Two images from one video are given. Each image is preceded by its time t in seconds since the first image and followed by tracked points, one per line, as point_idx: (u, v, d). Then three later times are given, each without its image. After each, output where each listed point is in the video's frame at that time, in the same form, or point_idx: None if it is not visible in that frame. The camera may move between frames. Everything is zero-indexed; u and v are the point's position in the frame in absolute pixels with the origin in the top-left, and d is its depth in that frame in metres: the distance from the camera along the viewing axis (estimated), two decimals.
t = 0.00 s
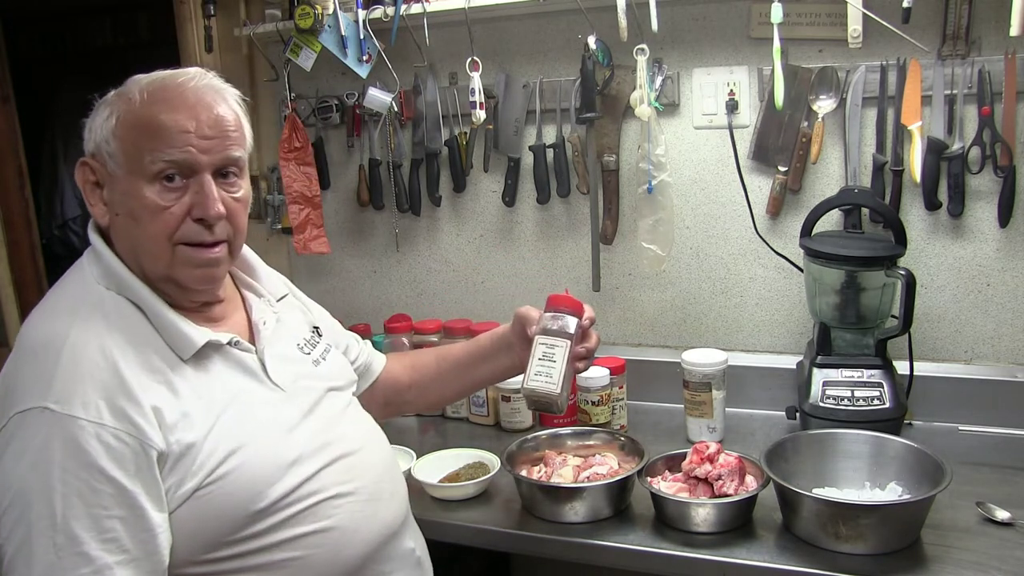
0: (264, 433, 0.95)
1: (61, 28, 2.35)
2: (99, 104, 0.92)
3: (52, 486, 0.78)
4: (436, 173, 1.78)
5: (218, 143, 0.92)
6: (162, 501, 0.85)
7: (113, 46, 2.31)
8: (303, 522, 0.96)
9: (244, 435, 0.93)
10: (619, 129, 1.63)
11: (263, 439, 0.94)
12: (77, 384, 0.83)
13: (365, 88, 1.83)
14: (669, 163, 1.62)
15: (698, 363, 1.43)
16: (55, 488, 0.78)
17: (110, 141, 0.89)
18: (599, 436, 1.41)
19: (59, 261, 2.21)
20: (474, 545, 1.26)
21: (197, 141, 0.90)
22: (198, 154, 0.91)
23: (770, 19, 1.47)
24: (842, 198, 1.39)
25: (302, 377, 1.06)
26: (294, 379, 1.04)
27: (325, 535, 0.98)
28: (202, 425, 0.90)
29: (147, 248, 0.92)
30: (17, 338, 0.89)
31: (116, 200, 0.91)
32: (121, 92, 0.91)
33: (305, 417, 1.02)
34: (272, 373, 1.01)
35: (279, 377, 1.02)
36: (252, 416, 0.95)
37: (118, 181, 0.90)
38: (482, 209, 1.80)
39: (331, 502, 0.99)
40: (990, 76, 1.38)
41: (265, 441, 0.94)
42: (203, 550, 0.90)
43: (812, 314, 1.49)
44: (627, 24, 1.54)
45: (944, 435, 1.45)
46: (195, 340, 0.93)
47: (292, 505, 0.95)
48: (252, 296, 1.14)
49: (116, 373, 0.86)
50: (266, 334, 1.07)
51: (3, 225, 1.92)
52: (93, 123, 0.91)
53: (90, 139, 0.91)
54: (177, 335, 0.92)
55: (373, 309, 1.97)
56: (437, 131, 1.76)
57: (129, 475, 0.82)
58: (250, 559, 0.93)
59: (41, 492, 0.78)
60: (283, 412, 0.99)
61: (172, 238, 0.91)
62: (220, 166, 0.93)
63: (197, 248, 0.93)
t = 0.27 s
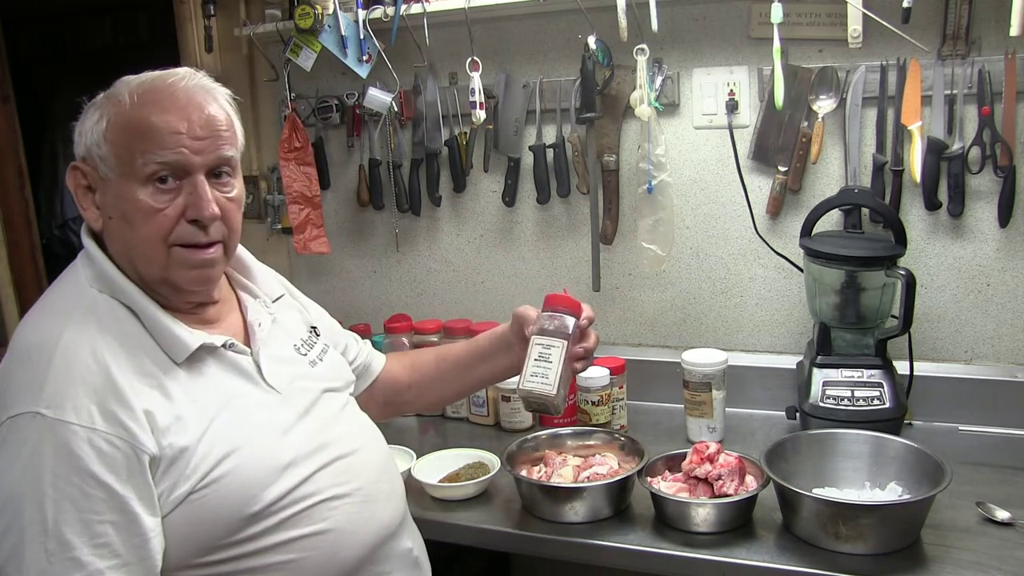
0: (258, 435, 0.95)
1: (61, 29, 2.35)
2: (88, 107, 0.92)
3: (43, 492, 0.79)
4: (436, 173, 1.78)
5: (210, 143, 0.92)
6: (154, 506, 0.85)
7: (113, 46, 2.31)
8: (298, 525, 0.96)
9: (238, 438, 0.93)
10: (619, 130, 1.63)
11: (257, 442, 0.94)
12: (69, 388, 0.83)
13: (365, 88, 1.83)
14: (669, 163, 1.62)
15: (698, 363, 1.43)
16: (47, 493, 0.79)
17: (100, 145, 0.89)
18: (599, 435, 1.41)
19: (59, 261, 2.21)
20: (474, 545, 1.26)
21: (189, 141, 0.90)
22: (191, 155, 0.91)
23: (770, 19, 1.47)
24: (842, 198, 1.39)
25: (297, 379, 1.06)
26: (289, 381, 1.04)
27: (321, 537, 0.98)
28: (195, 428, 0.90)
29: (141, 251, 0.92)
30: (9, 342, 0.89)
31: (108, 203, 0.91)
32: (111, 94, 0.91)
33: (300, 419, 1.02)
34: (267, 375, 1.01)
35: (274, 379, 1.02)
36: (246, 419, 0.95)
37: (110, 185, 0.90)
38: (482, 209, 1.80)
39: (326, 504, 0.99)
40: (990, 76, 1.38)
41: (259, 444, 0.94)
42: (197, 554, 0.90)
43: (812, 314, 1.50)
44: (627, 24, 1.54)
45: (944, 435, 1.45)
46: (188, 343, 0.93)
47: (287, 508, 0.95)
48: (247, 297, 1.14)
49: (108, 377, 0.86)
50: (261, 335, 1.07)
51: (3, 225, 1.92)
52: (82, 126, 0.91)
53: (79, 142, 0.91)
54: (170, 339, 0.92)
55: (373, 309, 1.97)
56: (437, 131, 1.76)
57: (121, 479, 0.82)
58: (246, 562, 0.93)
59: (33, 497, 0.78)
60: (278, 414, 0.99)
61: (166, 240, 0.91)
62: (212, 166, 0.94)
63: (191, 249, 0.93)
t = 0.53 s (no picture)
0: (253, 438, 0.95)
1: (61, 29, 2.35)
2: (83, 110, 0.92)
3: (37, 497, 0.79)
4: (436, 173, 1.78)
5: (205, 147, 0.92)
6: (149, 510, 0.85)
7: (113, 46, 2.31)
8: (294, 526, 0.96)
9: (233, 440, 0.93)
10: (619, 130, 1.63)
11: (252, 445, 0.94)
12: (62, 393, 0.83)
13: (365, 88, 1.83)
14: (669, 163, 1.62)
15: (698, 363, 1.43)
16: (41, 498, 0.79)
17: (95, 148, 0.89)
18: (599, 435, 1.41)
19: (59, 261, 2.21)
20: (474, 545, 1.26)
21: (184, 146, 0.90)
22: (186, 160, 0.91)
23: (770, 19, 1.47)
24: (842, 198, 1.39)
25: (292, 381, 1.06)
26: (284, 383, 1.04)
27: (317, 538, 0.98)
28: (190, 432, 0.90)
29: (136, 256, 0.92)
30: (3, 346, 0.89)
31: (102, 207, 0.90)
32: (105, 98, 0.90)
33: (296, 421, 1.02)
34: (262, 378, 1.01)
35: (269, 381, 1.02)
36: (240, 422, 0.95)
37: (105, 189, 0.90)
38: (482, 209, 1.80)
39: (322, 504, 0.99)
40: (990, 76, 1.38)
41: (254, 447, 0.94)
42: (193, 557, 0.90)
43: (812, 314, 1.49)
44: (627, 24, 1.54)
45: (944, 435, 1.45)
46: (182, 347, 0.92)
47: (282, 510, 0.95)
48: (243, 298, 1.14)
49: (102, 381, 0.86)
50: (257, 337, 1.07)
51: (3, 225, 1.92)
52: (77, 129, 0.91)
53: (73, 145, 0.91)
54: (164, 342, 0.92)
55: (373, 309, 1.97)
56: (437, 131, 1.76)
57: (115, 484, 0.83)
58: (244, 564, 0.94)
59: (27, 501, 0.79)
60: (273, 417, 0.99)
61: (161, 245, 0.91)
62: (208, 170, 0.94)
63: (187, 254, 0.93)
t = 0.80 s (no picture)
0: (252, 439, 0.95)
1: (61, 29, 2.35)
2: (83, 111, 0.92)
3: (35, 497, 0.79)
4: (436, 173, 1.78)
5: (205, 148, 0.92)
6: (148, 510, 0.85)
7: (113, 46, 2.31)
8: (293, 527, 0.96)
9: (232, 441, 0.93)
10: (619, 129, 1.63)
11: (251, 445, 0.94)
12: (60, 394, 0.83)
13: (365, 88, 1.83)
14: (669, 163, 1.62)
15: (698, 363, 1.43)
16: (39, 499, 0.79)
17: (95, 149, 0.89)
18: (599, 435, 1.41)
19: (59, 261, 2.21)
20: (474, 545, 1.26)
21: (184, 147, 0.90)
22: (186, 161, 0.91)
23: (770, 19, 1.47)
24: (842, 198, 1.39)
25: (291, 381, 1.06)
26: (282, 383, 1.04)
27: (316, 538, 0.98)
28: (188, 432, 0.90)
29: (136, 257, 0.92)
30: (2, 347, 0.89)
31: (102, 208, 0.90)
32: (105, 98, 0.90)
33: (294, 421, 1.02)
34: (261, 378, 1.01)
35: (267, 382, 1.02)
36: (239, 423, 0.95)
37: (105, 190, 0.90)
38: (482, 209, 1.80)
39: (320, 505, 0.99)
40: (990, 76, 1.38)
41: (252, 448, 0.94)
42: (192, 558, 0.90)
43: (812, 314, 1.49)
44: (627, 24, 1.55)
45: (944, 435, 1.45)
46: (180, 348, 0.92)
47: (281, 511, 0.95)
48: (243, 299, 1.14)
49: (100, 382, 0.86)
50: (256, 337, 1.07)
51: (3, 225, 1.92)
52: (77, 130, 0.91)
53: (73, 146, 0.91)
54: (162, 344, 0.92)
55: (373, 309, 1.97)
56: (437, 131, 1.76)
57: (114, 485, 0.83)
58: (243, 564, 0.93)
59: (25, 503, 0.79)
60: (271, 417, 0.99)
61: (161, 246, 0.91)
62: (208, 171, 0.94)
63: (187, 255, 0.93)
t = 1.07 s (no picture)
0: (252, 439, 0.95)
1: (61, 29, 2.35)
2: (85, 110, 0.92)
3: (35, 498, 0.79)
4: (436, 172, 1.78)
5: (206, 149, 0.92)
6: (148, 511, 0.85)
7: (114, 46, 2.31)
8: (293, 527, 0.96)
9: (232, 442, 0.93)
10: (619, 130, 1.63)
11: (251, 446, 0.94)
12: (61, 394, 0.83)
13: (365, 88, 1.83)
14: (669, 163, 1.62)
15: (698, 363, 1.43)
16: (39, 499, 0.79)
17: (96, 150, 0.89)
18: (599, 435, 1.41)
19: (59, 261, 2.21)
20: (474, 545, 1.26)
21: (186, 148, 0.90)
22: (188, 162, 0.91)
23: (770, 19, 1.47)
24: (842, 197, 1.39)
25: (291, 382, 1.06)
26: (283, 383, 1.04)
27: (316, 539, 0.98)
28: (188, 432, 0.90)
29: (137, 258, 0.92)
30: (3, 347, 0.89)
31: (103, 209, 0.90)
32: (108, 98, 0.90)
33: (294, 422, 1.01)
34: (261, 379, 1.01)
35: (267, 382, 1.02)
36: (239, 423, 0.95)
37: (106, 190, 0.90)
38: (482, 209, 1.80)
39: (320, 505, 0.99)
40: (990, 76, 1.38)
41: (252, 449, 0.94)
42: (192, 559, 0.90)
43: (812, 314, 1.49)
44: (627, 24, 1.55)
45: (944, 435, 1.45)
46: (181, 349, 0.92)
47: (281, 512, 0.95)
48: (244, 299, 1.14)
49: (100, 382, 0.86)
50: (257, 338, 1.07)
51: (3, 225, 1.92)
52: (78, 130, 0.91)
53: (74, 146, 0.91)
54: (163, 344, 0.92)
55: (373, 309, 1.97)
56: (437, 131, 1.76)
57: (113, 485, 0.83)
58: (243, 564, 0.94)
59: (25, 503, 0.79)
60: (271, 418, 0.99)
61: (162, 247, 0.91)
62: (210, 172, 0.94)
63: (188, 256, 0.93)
